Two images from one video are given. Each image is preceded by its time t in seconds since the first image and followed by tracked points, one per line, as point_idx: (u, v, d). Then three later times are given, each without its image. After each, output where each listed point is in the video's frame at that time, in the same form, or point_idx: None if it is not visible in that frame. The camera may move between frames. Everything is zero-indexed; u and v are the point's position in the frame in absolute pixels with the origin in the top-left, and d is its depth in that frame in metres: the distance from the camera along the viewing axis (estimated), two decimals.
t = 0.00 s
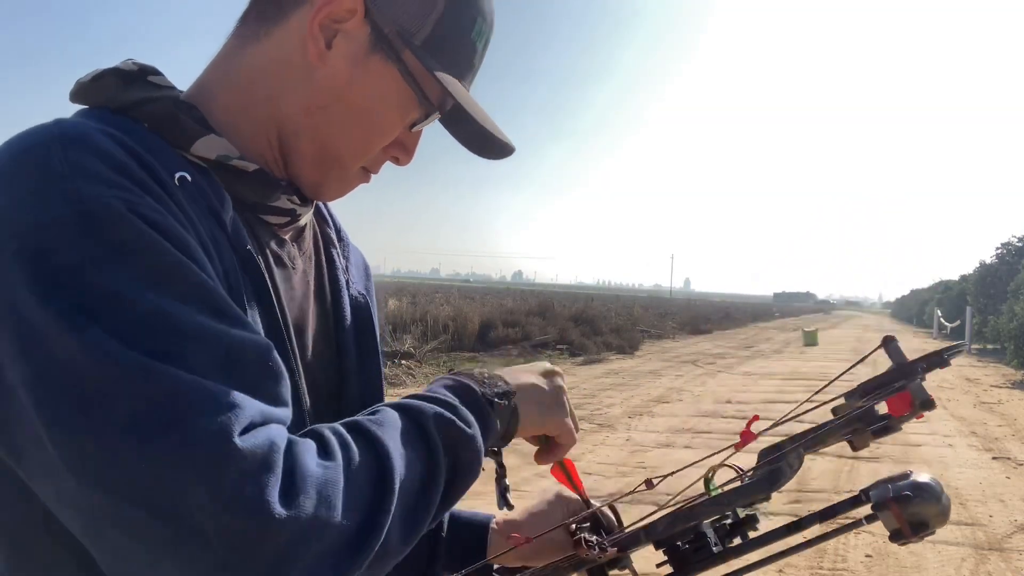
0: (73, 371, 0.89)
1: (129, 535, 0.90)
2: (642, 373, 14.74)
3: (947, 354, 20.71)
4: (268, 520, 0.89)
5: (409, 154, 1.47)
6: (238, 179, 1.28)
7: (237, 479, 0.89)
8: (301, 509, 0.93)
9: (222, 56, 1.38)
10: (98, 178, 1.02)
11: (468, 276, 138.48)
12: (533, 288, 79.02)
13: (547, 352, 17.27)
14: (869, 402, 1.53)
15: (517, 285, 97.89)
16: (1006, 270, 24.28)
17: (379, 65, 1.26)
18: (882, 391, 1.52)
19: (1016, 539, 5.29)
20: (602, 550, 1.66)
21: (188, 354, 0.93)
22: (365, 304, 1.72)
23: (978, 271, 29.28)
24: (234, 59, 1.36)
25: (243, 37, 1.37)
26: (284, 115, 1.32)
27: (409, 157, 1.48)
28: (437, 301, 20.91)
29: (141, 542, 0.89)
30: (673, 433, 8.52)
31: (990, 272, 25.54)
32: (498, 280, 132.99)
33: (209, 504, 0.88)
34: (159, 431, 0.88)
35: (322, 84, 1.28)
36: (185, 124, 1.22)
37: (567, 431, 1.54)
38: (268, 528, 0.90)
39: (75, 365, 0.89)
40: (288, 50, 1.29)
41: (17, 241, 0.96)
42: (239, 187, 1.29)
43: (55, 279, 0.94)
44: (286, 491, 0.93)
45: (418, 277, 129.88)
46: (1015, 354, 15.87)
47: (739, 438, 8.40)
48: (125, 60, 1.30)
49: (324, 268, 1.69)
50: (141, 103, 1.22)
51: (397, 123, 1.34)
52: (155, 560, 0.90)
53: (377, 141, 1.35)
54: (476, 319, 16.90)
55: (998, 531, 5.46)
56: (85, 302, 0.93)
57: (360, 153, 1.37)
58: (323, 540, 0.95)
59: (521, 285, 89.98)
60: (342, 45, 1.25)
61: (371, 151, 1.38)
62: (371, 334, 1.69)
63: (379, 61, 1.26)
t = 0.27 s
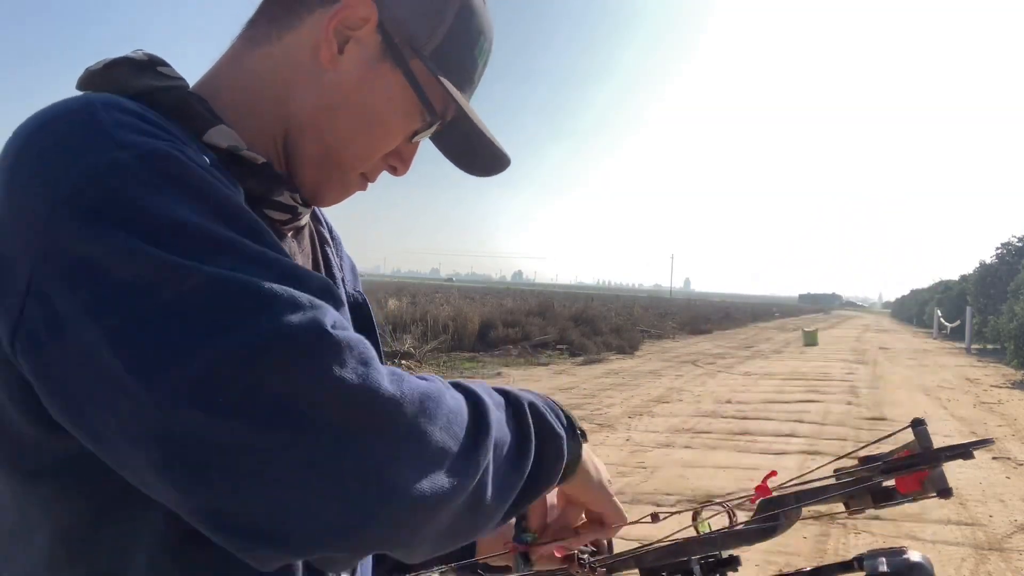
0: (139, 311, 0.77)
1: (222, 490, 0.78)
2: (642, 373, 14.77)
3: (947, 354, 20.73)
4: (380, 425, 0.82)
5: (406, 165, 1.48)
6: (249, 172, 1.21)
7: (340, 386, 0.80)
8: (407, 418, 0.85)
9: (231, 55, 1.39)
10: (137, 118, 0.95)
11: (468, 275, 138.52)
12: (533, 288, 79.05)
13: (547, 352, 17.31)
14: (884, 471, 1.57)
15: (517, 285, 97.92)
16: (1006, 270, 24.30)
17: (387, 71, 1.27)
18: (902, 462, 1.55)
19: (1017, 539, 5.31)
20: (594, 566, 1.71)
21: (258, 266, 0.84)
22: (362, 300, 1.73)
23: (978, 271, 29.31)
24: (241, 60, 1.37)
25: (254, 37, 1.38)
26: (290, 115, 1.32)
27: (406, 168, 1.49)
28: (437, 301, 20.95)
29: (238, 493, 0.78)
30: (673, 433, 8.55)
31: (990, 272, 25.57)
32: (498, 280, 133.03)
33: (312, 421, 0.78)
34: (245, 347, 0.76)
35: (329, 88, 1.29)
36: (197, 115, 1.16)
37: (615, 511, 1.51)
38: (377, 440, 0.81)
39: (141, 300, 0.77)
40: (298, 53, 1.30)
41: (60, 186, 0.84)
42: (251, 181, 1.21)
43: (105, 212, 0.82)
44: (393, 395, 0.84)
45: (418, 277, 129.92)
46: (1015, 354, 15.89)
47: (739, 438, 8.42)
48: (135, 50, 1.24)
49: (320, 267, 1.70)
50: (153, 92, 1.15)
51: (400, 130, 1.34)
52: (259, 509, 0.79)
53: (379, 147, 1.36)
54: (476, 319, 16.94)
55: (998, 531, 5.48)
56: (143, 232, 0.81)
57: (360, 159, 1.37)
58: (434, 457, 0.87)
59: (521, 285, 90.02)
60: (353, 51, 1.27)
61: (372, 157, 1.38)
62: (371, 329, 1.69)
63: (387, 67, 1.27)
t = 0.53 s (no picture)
0: (178, 299, 0.80)
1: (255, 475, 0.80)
2: (642, 373, 14.79)
3: (947, 354, 20.75)
4: (405, 409, 0.87)
5: (408, 173, 1.51)
6: (261, 175, 1.20)
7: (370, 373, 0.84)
8: (427, 407, 0.90)
9: (243, 59, 1.39)
10: (160, 115, 0.98)
11: (468, 275, 138.55)
12: (533, 288, 79.08)
13: (547, 352, 17.33)
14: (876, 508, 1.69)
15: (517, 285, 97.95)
16: (1006, 270, 24.31)
17: (399, 82, 1.29)
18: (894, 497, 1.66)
19: (1016, 539, 5.33)
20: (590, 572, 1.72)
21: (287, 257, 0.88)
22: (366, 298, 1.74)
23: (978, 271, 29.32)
24: (253, 63, 1.37)
25: (267, 43, 1.39)
26: (300, 120, 1.32)
27: (408, 177, 1.52)
28: (437, 301, 20.99)
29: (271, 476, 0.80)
30: (673, 433, 8.57)
31: (990, 272, 25.59)
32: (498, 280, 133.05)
33: (344, 404, 0.82)
34: (281, 332, 0.80)
35: (341, 96, 1.30)
36: (210, 114, 1.15)
37: (603, 534, 1.39)
38: (402, 424, 0.86)
39: (179, 289, 0.80)
40: (312, 60, 1.31)
41: (92, 180, 0.86)
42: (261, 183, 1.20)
43: (141, 204, 0.85)
44: (417, 384, 0.89)
45: (418, 277, 129.91)
46: (1015, 354, 15.90)
47: (739, 437, 8.44)
48: (148, 48, 1.23)
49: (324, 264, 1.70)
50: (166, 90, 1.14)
51: (406, 140, 1.37)
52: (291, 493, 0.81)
53: (387, 155, 1.37)
54: (476, 319, 16.97)
55: (998, 531, 5.51)
56: (177, 225, 0.84)
57: (367, 167, 1.39)
58: (454, 447, 0.92)
59: (521, 285, 90.03)
60: (366, 61, 1.28)
61: (377, 165, 1.40)
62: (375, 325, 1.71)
63: (399, 77, 1.28)
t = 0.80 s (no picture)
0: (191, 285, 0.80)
1: (271, 458, 0.80)
2: (642, 373, 14.80)
3: (947, 354, 20.75)
4: (417, 390, 0.88)
5: (404, 173, 1.52)
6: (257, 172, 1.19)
7: (385, 354, 0.86)
8: (437, 389, 0.91)
9: (239, 59, 1.40)
10: (165, 113, 0.98)
11: (468, 275, 138.56)
12: (533, 288, 79.09)
13: (547, 352, 17.34)
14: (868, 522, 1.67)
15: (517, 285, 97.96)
16: (1006, 270, 24.31)
17: (392, 80, 1.29)
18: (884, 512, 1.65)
19: (1016, 540, 5.34)
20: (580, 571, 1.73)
21: (296, 244, 0.89)
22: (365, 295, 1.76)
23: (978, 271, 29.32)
24: (248, 63, 1.37)
25: (262, 42, 1.39)
26: (295, 119, 1.32)
27: (404, 176, 1.53)
28: (437, 301, 20.99)
29: (288, 459, 0.81)
30: (673, 433, 8.57)
31: (990, 272, 25.59)
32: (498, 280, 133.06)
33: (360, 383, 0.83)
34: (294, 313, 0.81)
35: (335, 95, 1.30)
36: (208, 112, 1.15)
37: (599, 543, 1.40)
38: (416, 404, 0.87)
39: (190, 275, 0.80)
40: (306, 60, 1.31)
41: (102, 172, 0.86)
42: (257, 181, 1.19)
43: (151, 193, 0.85)
44: (429, 365, 0.91)
45: (417, 277, 129.83)
46: (1015, 354, 15.90)
47: (739, 437, 8.44)
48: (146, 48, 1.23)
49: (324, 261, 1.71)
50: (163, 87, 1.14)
51: (401, 139, 1.37)
52: (307, 475, 0.81)
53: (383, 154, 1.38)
54: (476, 319, 16.97)
55: (998, 531, 5.51)
56: (187, 213, 0.85)
57: (362, 166, 1.39)
58: (467, 428, 0.93)
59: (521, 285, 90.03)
60: (359, 59, 1.28)
61: (373, 164, 1.40)
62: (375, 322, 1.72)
63: (394, 76, 1.29)
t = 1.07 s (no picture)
0: (185, 275, 0.80)
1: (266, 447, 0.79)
2: (642, 373, 14.78)
3: (947, 354, 20.72)
4: (411, 374, 0.88)
5: (398, 171, 1.51)
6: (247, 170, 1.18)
7: (379, 337, 0.85)
8: (429, 373, 0.91)
9: (229, 59, 1.39)
10: (155, 108, 0.97)
11: (468, 275, 138.55)
12: (533, 288, 79.08)
13: (547, 352, 17.33)
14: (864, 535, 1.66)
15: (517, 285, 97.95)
16: (1006, 270, 24.31)
17: (381, 77, 1.28)
18: (879, 525, 1.64)
19: (1016, 539, 5.33)
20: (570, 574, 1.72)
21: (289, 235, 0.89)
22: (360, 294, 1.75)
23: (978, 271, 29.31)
24: (239, 62, 1.37)
25: (251, 42, 1.38)
26: (285, 117, 1.32)
27: (399, 175, 1.52)
28: (437, 301, 20.98)
29: (283, 446, 0.80)
30: (672, 433, 8.56)
31: (990, 273, 25.58)
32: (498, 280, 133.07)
33: (354, 367, 0.82)
34: (289, 299, 0.80)
35: (325, 92, 1.29)
36: (199, 110, 1.14)
37: (588, 548, 1.40)
38: (409, 387, 0.87)
39: (185, 265, 0.80)
40: (294, 58, 1.30)
41: (93, 165, 0.86)
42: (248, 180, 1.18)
43: (144, 185, 0.85)
44: (422, 350, 0.90)
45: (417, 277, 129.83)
46: (1015, 354, 15.88)
47: (739, 437, 8.44)
48: (137, 48, 1.22)
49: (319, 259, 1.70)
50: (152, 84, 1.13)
51: (393, 136, 1.36)
52: (303, 464, 0.80)
53: (374, 151, 1.37)
54: (476, 319, 16.96)
55: (998, 531, 5.50)
56: (180, 205, 0.84)
57: (355, 164, 1.38)
58: (461, 413, 0.92)
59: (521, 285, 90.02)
60: (348, 56, 1.27)
61: (366, 162, 1.39)
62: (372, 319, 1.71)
63: (382, 71, 1.28)
